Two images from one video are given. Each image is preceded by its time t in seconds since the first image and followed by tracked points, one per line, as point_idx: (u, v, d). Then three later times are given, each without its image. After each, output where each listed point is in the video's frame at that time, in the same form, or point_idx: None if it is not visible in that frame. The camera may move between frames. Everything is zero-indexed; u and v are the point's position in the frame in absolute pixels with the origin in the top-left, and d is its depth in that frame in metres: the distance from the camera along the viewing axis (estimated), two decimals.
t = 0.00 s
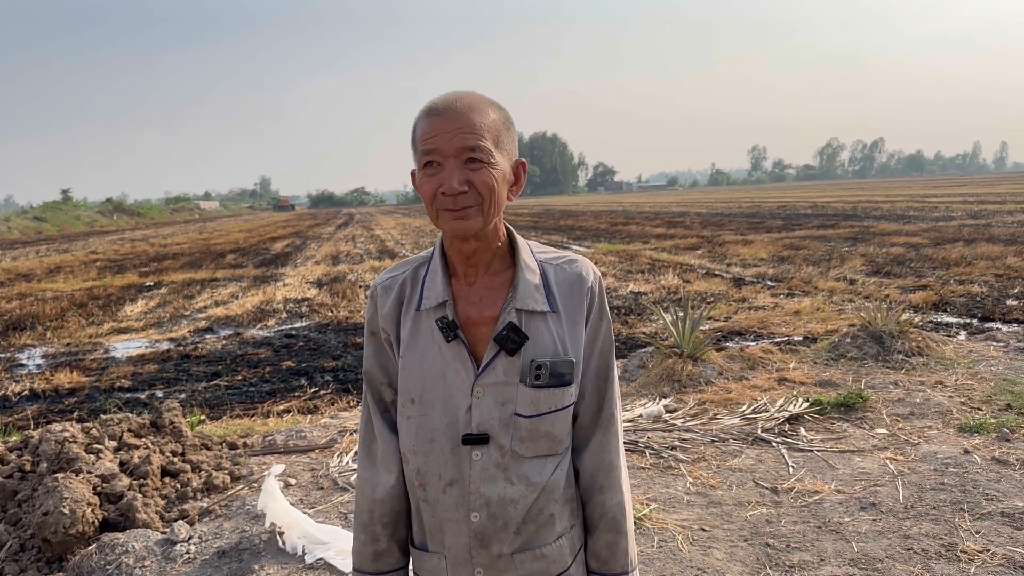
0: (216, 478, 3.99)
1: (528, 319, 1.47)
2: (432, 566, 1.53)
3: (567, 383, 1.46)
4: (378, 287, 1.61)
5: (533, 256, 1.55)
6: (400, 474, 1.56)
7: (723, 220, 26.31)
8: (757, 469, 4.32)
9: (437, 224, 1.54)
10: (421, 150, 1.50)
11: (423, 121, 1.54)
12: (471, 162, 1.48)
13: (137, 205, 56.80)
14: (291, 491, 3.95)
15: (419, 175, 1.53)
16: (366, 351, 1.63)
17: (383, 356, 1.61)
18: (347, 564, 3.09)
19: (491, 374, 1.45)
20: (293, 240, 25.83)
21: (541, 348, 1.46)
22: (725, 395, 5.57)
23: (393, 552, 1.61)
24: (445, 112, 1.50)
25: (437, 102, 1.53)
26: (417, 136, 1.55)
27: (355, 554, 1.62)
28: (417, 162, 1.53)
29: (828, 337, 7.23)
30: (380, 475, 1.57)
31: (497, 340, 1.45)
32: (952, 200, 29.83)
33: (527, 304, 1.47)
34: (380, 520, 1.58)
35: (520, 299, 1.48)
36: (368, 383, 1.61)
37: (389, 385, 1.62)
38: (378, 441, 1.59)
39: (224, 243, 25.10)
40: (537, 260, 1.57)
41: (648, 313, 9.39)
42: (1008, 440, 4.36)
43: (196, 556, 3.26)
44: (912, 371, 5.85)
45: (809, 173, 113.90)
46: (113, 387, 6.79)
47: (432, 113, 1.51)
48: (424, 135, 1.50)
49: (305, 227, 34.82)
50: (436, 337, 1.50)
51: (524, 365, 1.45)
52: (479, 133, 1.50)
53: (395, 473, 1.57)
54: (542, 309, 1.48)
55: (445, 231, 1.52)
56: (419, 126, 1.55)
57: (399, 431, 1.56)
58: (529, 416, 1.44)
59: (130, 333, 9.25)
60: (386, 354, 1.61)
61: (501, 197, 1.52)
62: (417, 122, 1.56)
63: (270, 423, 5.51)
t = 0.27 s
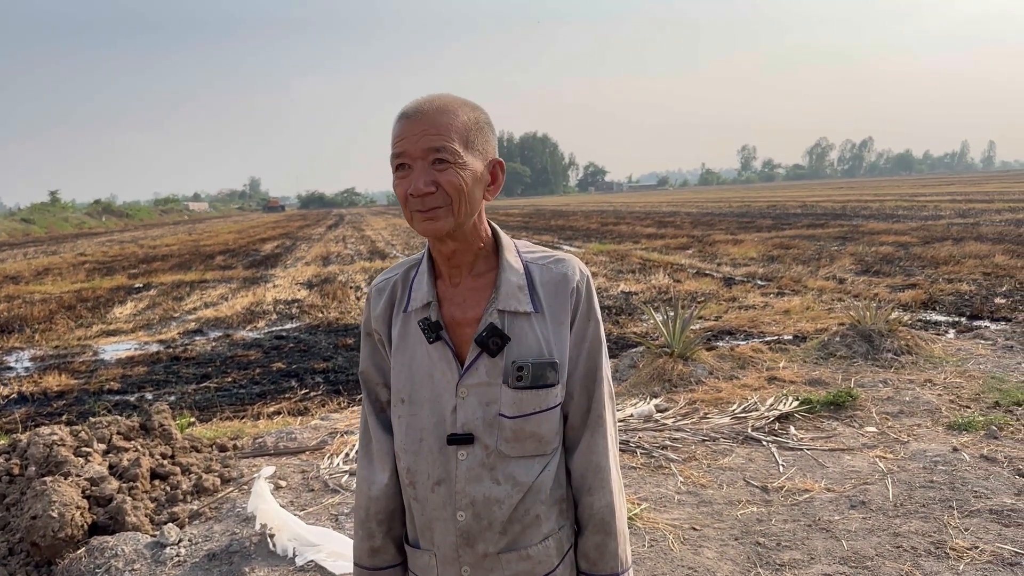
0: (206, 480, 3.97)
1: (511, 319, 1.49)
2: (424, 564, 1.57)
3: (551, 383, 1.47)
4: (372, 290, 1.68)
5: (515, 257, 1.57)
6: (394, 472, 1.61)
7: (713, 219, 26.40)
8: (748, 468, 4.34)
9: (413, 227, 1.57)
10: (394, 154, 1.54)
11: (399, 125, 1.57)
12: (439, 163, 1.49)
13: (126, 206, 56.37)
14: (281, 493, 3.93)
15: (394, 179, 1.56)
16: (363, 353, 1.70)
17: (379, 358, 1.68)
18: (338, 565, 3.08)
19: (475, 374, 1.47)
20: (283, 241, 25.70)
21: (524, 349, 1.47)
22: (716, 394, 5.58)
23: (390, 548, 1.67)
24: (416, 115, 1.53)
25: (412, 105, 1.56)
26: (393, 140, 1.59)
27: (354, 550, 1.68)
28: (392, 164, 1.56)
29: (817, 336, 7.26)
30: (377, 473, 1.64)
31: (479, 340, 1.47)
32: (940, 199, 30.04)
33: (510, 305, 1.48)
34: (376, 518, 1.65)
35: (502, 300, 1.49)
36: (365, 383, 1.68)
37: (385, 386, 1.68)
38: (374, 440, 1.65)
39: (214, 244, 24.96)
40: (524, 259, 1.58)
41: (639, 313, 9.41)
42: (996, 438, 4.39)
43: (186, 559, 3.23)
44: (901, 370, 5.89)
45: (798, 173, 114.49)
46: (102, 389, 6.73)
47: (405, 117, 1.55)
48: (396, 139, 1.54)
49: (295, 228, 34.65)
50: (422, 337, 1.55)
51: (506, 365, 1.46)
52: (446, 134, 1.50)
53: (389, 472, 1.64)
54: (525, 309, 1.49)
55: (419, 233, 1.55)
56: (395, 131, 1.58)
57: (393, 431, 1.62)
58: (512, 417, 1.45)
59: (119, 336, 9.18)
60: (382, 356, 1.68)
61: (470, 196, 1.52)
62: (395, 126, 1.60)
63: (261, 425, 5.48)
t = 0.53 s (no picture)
0: (195, 481, 3.94)
1: (494, 317, 1.50)
2: (413, 562, 1.58)
3: (534, 381, 1.47)
4: (363, 290, 1.71)
5: (497, 255, 1.57)
6: (383, 471, 1.62)
7: (702, 218, 26.49)
8: (737, 466, 4.35)
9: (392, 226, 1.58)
10: (371, 154, 1.56)
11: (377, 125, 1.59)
12: (412, 160, 1.50)
13: (114, 206, 55.90)
14: (270, 494, 3.91)
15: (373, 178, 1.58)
16: (355, 353, 1.73)
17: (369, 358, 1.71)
18: (328, 566, 3.06)
19: (458, 372, 1.48)
20: (272, 241, 25.57)
21: (506, 347, 1.48)
22: (705, 393, 5.60)
23: (381, 549, 1.67)
24: (392, 114, 1.54)
25: (389, 105, 1.58)
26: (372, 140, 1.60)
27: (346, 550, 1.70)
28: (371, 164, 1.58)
29: (806, 334, 7.30)
30: (367, 473, 1.65)
31: (462, 339, 1.48)
32: (926, 198, 30.29)
33: (492, 303, 1.49)
34: (367, 518, 1.65)
35: (484, 298, 1.50)
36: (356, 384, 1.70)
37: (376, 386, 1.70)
38: (365, 440, 1.67)
39: (202, 244, 24.80)
40: (507, 258, 1.59)
41: (629, 311, 9.43)
42: (984, 435, 4.43)
43: (175, 560, 3.21)
44: (889, 367, 5.93)
45: (786, 172, 115.10)
46: (90, 390, 6.68)
47: (382, 117, 1.56)
48: (374, 139, 1.56)
49: (284, 227, 34.48)
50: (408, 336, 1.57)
51: (489, 363, 1.47)
52: (421, 131, 1.51)
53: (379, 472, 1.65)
54: (507, 308, 1.50)
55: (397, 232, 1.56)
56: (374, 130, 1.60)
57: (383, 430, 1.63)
58: (496, 415, 1.45)
59: (107, 336, 9.11)
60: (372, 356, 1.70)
61: (444, 194, 1.51)
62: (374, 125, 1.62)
63: (250, 425, 5.45)
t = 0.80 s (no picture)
0: (183, 481, 3.92)
1: (471, 314, 1.50)
2: (399, 562, 1.59)
3: (511, 377, 1.47)
4: (346, 292, 1.74)
5: (474, 251, 1.58)
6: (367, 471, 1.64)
7: (692, 217, 26.56)
8: (726, 464, 4.37)
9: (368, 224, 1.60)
10: (345, 152, 1.58)
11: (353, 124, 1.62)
12: (383, 156, 1.51)
13: (102, 204, 55.44)
14: (259, 493, 3.89)
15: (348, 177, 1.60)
16: (339, 355, 1.75)
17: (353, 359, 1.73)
18: (317, 565, 3.05)
19: (437, 370, 1.49)
20: (262, 239, 25.44)
21: (485, 343, 1.49)
22: (694, 391, 5.62)
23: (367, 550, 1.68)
24: (365, 112, 1.57)
25: (363, 104, 1.60)
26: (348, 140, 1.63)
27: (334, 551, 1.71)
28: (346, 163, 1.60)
29: (795, 332, 7.33)
30: (352, 474, 1.67)
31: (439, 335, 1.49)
32: (915, 196, 30.48)
33: (469, 299, 1.50)
34: (353, 518, 1.67)
35: (461, 295, 1.51)
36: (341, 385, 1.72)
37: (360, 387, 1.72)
38: (349, 441, 1.68)
39: (191, 242, 24.64)
40: (485, 254, 1.60)
41: (619, 310, 9.44)
42: (971, 432, 4.46)
43: (163, 560, 3.19)
44: (878, 365, 5.96)
45: (776, 170, 115.60)
46: (78, 390, 6.63)
47: (356, 116, 1.59)
48: (348, 137, 1.58)
49: (274, 226, 34.31)
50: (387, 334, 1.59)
51: (467, 360, 1.48)
52: (391, 128, 1.53)
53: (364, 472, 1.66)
54: (484, 304, 1.51)
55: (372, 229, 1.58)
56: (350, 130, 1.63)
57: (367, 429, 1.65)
58: (475, 411, 1.46)
59: (96, 335, 9.04)
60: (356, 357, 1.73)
61: (415, 189, 1.52)
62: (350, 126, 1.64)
63: (239, 425, 5.43)
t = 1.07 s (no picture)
0: (173, 480, 3.90)
1: (445, 311, 1.52)
2: (382, 564, 1.60)
3: (487, 372, 1.48)
4: (324, 296, 1.76)
5: (447, 248, 1.59)
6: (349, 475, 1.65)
7: (685, 216, 26.61)
8: (717, 462, 4.38)
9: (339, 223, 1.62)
10: (315, 152, 1.60)
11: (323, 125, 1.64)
12: (351, 155, 1.53)
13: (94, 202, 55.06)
14: (249, 493, 3.87)
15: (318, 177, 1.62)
16: (320, 360, 1.77)
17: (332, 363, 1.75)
18: (307, 564, 3.04)
19: (413, 368, 1.51)
20: (254, 238, 25.34)
21: (460, 340, 1.50)
22: (686, 389, 5.63)
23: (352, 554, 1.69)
24: (333, 113, 1.59)
25: (332, 105, 1.62)
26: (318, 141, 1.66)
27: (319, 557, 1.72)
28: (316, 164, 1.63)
29: (787, 331, 7.36)
30: (334, 478, 1.68)
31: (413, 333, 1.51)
32: (906, 196, 30.64)
33: (442, 296, 1.51)
34: (336, 523, 1.68)
35: (434, 292, 1.52)
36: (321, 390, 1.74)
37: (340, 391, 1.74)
38: (331, 445, 1.70)
39: (183, 241, 24.52)
40: (458, 250, 1.61)
41: (612, 309, 9.45)
42: (961, 430, 4.49)
43: (152, 560, 3.17)
44: (868, 363, 5.99)
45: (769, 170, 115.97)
46: (68, 388, 6.59)
47: (325, 117, 1.61)
48: (317, 138, 1.60)
49: (267, 225, 34.19)
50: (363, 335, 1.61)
51: (442, 357, 1.49)
52: (359, 127, 1.55)
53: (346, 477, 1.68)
54: (457, 300, 1.52)
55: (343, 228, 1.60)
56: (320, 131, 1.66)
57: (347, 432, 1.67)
58: (452, 409, 1.47)
59: (86, 334, 8.99)
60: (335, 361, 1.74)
61: (383, 188, 1.54)
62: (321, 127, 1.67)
63: (229, 424, 5.40)
